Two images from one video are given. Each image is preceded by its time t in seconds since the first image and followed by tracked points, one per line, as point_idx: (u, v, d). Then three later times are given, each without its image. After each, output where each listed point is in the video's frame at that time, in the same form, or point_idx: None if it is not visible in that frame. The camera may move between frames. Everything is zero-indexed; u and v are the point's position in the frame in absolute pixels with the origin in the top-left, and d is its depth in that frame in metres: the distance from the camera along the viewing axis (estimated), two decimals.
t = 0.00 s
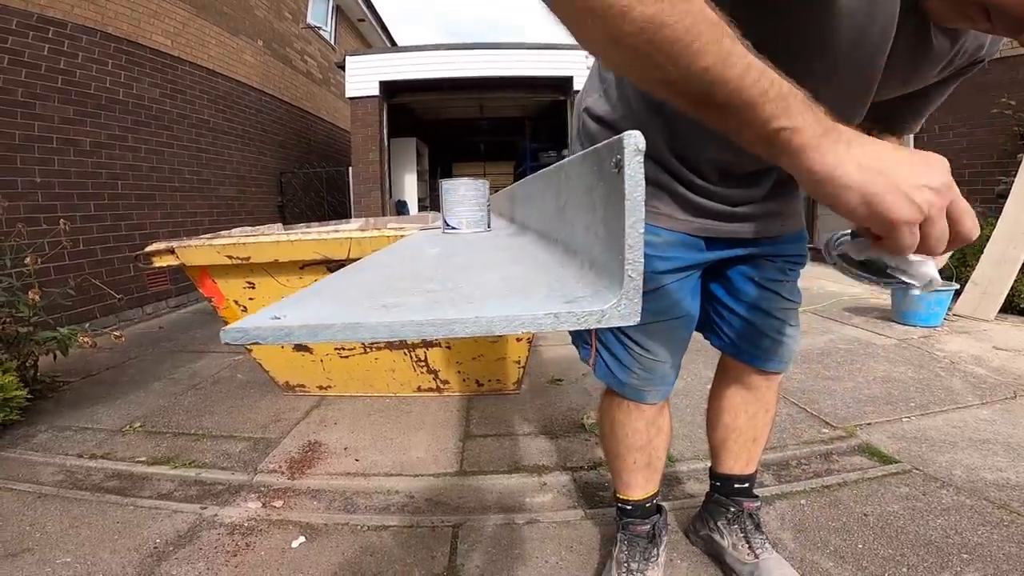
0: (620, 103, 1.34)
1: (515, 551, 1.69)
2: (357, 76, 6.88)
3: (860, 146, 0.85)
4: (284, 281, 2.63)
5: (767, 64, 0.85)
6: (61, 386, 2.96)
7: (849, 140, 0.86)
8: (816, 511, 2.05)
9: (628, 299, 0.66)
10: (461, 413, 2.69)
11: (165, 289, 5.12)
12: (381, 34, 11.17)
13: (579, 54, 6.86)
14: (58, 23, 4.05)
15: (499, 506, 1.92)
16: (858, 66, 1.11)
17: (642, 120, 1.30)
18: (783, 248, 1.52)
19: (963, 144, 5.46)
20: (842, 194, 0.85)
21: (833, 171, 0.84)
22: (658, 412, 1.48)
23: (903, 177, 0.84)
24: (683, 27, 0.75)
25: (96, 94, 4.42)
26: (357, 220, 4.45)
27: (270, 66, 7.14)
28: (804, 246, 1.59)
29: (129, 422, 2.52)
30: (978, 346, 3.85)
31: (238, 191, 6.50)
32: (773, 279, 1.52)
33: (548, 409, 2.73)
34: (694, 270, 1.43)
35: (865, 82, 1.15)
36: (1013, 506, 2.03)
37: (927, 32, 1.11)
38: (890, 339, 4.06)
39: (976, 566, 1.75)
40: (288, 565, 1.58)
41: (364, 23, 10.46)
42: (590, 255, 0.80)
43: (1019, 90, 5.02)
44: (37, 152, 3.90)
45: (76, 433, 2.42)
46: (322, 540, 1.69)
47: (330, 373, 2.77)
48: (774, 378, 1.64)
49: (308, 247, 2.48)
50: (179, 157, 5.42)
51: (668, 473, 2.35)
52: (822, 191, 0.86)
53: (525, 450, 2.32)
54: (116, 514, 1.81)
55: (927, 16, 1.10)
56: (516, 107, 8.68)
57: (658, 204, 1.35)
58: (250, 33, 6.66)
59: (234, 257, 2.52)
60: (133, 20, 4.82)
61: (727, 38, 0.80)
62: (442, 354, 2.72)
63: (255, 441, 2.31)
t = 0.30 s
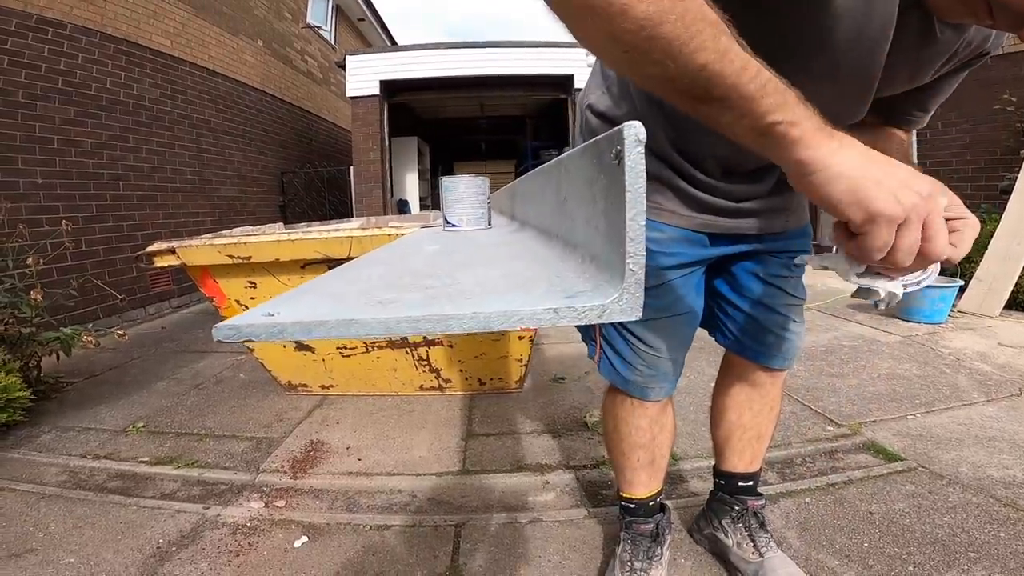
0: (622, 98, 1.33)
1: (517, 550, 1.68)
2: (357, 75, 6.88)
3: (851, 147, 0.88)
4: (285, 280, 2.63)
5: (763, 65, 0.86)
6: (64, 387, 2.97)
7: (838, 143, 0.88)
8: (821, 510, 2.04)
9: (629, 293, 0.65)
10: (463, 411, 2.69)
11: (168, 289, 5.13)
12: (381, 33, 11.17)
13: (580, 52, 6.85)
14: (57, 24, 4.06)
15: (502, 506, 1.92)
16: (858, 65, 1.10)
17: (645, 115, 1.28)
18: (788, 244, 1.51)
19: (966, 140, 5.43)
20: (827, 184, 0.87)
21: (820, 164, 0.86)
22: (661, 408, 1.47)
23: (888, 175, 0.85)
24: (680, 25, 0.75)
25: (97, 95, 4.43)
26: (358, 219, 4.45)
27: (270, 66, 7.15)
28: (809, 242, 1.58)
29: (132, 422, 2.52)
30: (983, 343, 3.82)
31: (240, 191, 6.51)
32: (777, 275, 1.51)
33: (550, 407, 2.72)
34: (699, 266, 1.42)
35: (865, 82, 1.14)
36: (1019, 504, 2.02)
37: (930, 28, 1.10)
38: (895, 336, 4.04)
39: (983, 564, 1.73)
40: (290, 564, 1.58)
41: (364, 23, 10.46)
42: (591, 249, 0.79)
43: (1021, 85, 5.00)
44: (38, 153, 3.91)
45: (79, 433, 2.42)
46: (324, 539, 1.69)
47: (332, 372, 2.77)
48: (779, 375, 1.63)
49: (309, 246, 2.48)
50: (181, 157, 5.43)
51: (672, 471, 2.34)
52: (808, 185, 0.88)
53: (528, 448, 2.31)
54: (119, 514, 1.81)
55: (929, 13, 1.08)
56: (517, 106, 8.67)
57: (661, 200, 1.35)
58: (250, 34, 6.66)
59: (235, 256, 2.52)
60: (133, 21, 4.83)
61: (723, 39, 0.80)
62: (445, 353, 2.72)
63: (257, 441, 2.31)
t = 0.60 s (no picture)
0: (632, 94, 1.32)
1: (515, 549, 1.68)
2: (362, 70, 6.86)
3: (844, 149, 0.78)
4: (286, 275, 2.62)
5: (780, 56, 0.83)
6: (64, 379, 2.97)
7: (829, 144, 0.78)
8: (820, 512, 2.03)
9: (642, 296, 0.63)
10: (464, 408, 2.69)
11: (169, 282, 5.12)
12: (386, 28, 11.13)
13: (585, 49, 6.82)
14: (63, 18, 4.05)
15: (500, 505, 1.91)
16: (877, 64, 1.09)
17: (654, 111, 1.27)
18: (797, 246, 1.50)
19: (974, 142, 5.40)
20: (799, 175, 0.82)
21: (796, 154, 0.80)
22: (663, 410, 1.46)
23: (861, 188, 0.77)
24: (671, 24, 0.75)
25: (101, 88, 4.42)
26: (361, 214, 4.44)
27: (274, 60, 7.12)
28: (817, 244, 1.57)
29: (131, 416, 2.52)
30: (986, 347, 3.80)
31: (243, 184, 6.50)
32: (785, 276, 1.50)
33: (551, 405, 2.72)
34: (707, 266, 1.41)
35: (883, 84, 1.14)
36: (1019, 508, 2.00)
37: (953, 28, 1.08)
38: (898, 338, 4.02)
39: (982, 569, 1.72)
40: (288, 562, 1.57)
41: (369, 17, 10.41)
42: (602, 249, 0.78)
43: None
44: (41, 146, 3.91)
45: (78, 427, 2.42)
46: (322, 536, 1.68)
47: (332, 367, 2.76)
48: (783, 377, 1.62)
49: (311, 241, 2.47)
50: (184, 151, 5.42)
51: (672, 471, 2.33)
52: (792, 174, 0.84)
53: (528, 447, 2.31)
54: (117, 509, 1.81)
55: (953, 12, 1.06)
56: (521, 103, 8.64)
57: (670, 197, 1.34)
58: (255, 28, 6.64)
59: (236, 250, 2.51)
60: (139, 14, 4.81)
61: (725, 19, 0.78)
62: (446, 349, 2.72)
63: (257, 436, 2.30)
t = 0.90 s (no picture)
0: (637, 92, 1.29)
1: (515, 550, 1.67)
2: (362, 69, 6.84)
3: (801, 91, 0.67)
4: (287, 274, 2.61)
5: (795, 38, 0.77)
6: (62, 377, 2.95)
7: (820, 16, 0.60)
8: (821, 514, 2.02)
9: (659, 307, 0.62)
10: (463, 409, 2.68)
11: (168, 280, 5.11)
12: (387, 27, 11.11)
13: (586, 49, 6.80)
14: (64, 15, 4.04)
15: (499, 507, 1.90)
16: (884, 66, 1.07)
17: (659, 108, 1.24)
18: (802, 250, 1.48)
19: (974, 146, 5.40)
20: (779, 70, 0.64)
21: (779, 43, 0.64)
22: (664, 415, 1.44)
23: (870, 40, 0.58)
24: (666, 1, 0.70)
25: (101, 85, 4.41)
26: (362, 213, 4.42)
27: (275, 58, 7.10)
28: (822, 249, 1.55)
29: (129, 415, 2.51)
30: (985, 350, 3.80)
31: (242, 183, 6.48)
32: (788, 282, 1.49)
33: (551, 406, 2.70)
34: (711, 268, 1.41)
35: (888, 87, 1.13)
36: (1019, 512, 1.99)
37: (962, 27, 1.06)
38: (898, 341, 4.02)
39: (981, 572, 1.71)
40: (287, 562, 1.56)
41: (370, 16, 10.39)
42: (614, 258, 0.77)
43: None
44: (41, 143, 3.89)
45: (75, 426, 2.41)
46: (321, 537, 1.67)
47: (331, 367, 2.75)
48: (787, 382, 1.60)
49: (312, 241, 2.46)
50: (183, 149, 5.40)
51: (672, 473, 2.32)
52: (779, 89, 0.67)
53: (528, 448, 2.30)
54: (115, 509, 1.79)
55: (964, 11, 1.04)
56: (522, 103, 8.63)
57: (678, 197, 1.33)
58: (256, 25, 6.61)
59: (236, 249, 2.49)
60: (140, 11, 4.79)
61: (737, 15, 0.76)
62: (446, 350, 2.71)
63: (255, 435, 2.29)
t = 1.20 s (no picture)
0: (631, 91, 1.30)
1: (535, 555, 1.67)
2: (377, 78, 6.91)
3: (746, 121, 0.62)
4: (308, 282, 2.66)
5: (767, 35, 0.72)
6: (95, 386, 3.06)
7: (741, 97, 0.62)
8: (850, 517, 1.98)
9: (666, 304, 0.59)
10: (483, 414, 2.69)
11: (195, 291, 5.24)
12: (399, 35, 11.23)
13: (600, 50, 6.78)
14: (86, 29, 4.18)
15: (520, 511, 1.91)
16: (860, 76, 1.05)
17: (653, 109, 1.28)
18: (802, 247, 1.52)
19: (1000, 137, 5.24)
20: (765, 90, 0.60)
21: (782, 68, 0.61)
22: (675, 415, 1.45)
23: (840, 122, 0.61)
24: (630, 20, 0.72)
25: (125, 98, 4.56)
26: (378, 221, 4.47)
27: (291, 69, 7.24)
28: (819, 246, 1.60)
29: (159, 422, 2.58)
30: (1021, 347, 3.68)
31: (264, 194, 6.61)
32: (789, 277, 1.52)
33: (571, 410, 2.70)
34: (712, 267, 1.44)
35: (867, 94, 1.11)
36: None
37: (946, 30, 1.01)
38: (929, 339, 3.91)
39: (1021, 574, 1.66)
40: (310, 566, 1.59)
41: (382, 25, 10.51)
42: (622, 255, 0.76)
43: None
44: (70, 156, 4.03)
45: (108, 432, 2.49)
46: (344, 541, 1.70)
47: (353, 374, 2.80)
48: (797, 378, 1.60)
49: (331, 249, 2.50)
50: (207, 161, 5.54)
51: (694, 477, 2.30)
52: (733, 109, 0.62)
53: (548, 452, 2.30)
54: (145, 513, 1.85)
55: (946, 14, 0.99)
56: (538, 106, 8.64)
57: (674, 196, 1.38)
58: (272, 37, 6.76)
59: (259, 258, 2.55)
60: (159, 25, 4.92)
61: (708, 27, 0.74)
62: (465, 355, 2.73)
63: (279, 441, 2.33)
